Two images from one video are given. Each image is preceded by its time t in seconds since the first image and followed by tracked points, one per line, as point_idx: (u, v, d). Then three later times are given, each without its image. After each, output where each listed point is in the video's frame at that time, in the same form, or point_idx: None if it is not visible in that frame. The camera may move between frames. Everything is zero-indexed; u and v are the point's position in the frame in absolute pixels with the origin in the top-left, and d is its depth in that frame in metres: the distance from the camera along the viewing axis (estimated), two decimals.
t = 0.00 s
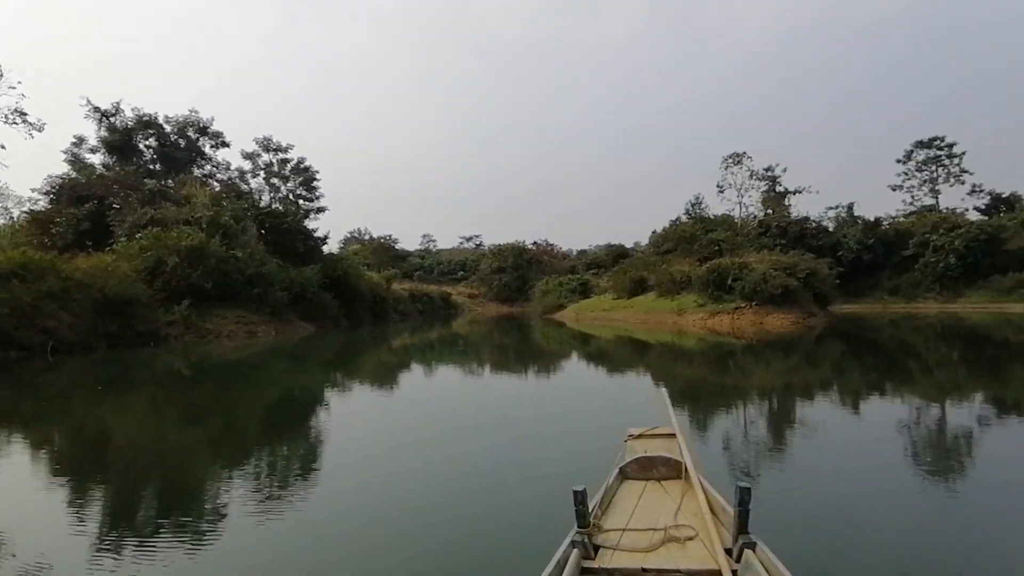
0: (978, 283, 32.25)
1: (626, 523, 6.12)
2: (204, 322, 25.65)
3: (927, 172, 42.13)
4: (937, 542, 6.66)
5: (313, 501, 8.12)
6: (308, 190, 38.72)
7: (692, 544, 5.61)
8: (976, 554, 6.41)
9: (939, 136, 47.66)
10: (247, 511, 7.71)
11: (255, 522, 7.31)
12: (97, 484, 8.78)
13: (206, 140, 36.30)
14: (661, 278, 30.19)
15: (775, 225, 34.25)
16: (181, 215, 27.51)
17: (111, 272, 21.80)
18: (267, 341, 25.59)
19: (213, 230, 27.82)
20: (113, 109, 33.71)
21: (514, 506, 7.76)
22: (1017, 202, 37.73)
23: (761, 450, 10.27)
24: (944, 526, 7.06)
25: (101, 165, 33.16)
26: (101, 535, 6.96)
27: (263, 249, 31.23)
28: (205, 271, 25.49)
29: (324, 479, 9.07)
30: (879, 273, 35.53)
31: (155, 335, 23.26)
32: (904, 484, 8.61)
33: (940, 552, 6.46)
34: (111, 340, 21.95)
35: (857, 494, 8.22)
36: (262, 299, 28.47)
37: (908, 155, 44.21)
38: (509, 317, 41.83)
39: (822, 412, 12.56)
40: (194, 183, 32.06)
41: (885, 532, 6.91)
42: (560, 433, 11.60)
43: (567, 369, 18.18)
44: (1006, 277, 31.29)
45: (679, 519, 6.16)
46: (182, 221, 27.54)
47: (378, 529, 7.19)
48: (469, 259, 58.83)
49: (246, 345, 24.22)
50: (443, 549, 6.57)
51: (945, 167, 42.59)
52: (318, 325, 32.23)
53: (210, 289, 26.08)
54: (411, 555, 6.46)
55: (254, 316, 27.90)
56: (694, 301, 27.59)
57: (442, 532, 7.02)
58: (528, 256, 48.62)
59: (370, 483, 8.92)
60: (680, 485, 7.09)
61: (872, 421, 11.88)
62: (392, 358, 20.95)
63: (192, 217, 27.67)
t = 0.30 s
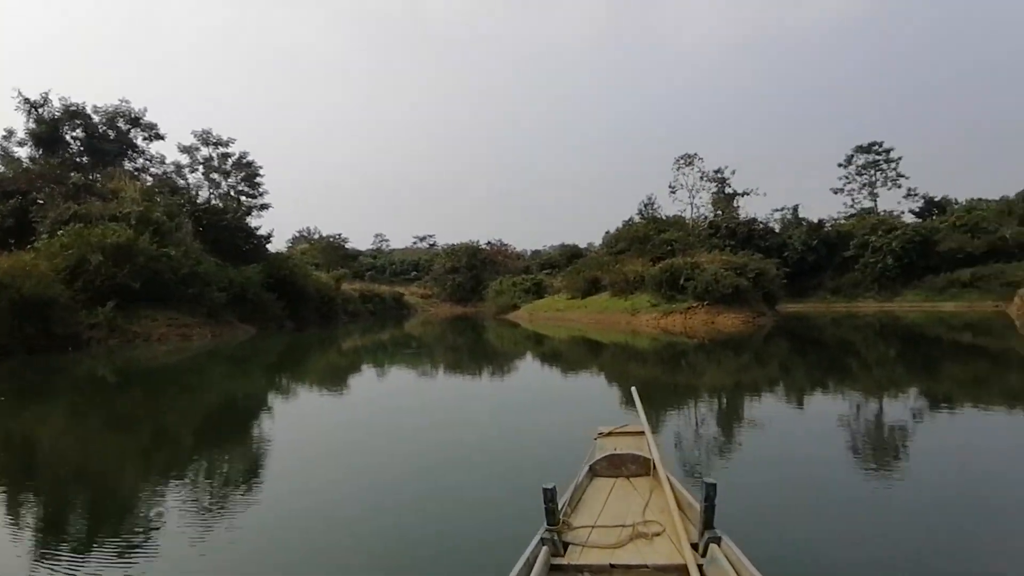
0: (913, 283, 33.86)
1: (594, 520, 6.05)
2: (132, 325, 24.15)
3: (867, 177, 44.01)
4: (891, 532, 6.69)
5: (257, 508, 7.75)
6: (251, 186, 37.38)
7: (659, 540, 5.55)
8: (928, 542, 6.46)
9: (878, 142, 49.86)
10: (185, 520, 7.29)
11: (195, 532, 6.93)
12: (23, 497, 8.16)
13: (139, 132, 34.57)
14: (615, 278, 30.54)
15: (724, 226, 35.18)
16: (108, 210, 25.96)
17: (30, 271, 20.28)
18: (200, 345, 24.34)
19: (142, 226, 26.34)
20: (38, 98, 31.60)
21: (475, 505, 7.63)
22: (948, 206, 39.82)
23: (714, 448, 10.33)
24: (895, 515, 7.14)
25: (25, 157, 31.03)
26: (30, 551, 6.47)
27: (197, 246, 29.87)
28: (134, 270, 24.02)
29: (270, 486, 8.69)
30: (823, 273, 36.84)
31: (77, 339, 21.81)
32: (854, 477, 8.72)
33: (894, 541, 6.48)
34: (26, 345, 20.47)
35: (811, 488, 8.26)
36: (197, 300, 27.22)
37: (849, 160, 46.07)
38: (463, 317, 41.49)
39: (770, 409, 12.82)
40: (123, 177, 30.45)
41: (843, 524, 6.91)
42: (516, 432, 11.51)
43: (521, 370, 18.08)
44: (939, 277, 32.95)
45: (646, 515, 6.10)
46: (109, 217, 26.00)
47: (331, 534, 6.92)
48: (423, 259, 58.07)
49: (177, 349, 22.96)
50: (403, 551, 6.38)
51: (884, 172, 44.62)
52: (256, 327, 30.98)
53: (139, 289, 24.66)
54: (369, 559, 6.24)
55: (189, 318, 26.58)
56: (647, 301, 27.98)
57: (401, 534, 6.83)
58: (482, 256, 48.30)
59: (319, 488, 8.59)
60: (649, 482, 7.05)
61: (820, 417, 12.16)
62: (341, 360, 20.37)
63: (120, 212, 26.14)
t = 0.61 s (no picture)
0: (839, 281, 35.60)
1: (548, 514, 5.95)
2: (35, 323, 22.14)
3: (797, 178, 45.96)
4: (826, 532, 6.85)
5: (183, 517, 7.30)
6: (173, 175, 35.59)
7: (611, 531, 5.49)
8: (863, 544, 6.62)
9: (806, 145, 52.20)
10: (103, 532, 6.77)
11: (115, 544, 6.45)
12: None
13: (49, 116, 32.20)
14: (557, 275, 30.71)
15: (663, 224, 35.97)
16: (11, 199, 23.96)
17: None
18: (110, 347, 22.66)
19: (47, 217, 24.37)
20: None
21: (421, 505, 7.47)
22: (870, 208, 42.06)
23: (654, 444, 10.41)
24: (831, 516, 7.32)
25: None
26: None
27: (109, 239, 28.02)
28: (38, 264, 22.09)
29: (200, 492, 8.24)
30: (756, 271, 38.24)
31: None
32: (789, 472, 8.95)
33: (831, 544, 6.61)
34: None
35: (749, 486, 8.38)
36: (107, 299, 25.37)
37: (779, 162, 48.00)
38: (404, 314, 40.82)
39: (707, 404, 13.08)
40: (29, 163, 28.29)
41: (783, 526, 7.00)
42: (459, 431, 11.36)
43: (463, 368, 17.87)
44: (861, 275, 34.77)
45: (599, 508, 6.04)
46: (12, 206, 24.01)
47: (267, 541, 6.60)
48: (361, 255, 56.84)
49: (82, 352, 21.28)
50: (348, 554, 6.18)
51: (812, 174, 46.68)
52: (175, 326, 29.33)
53: (42, 286, 22.82)
54: (310, 565, 5.99)
55: (97, 317, 24.77)
56: (589, 298, 28.27)
57: (343, 537, 6.60)
58: (423, 253, 47.66)
59: (252, 493, 8.20)
60: (603, 475, 7.00)
61: (756, 411, 12.49)
62: (274, 360, 19.58)
63: (25, 202, 24.13)
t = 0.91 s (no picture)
0: (788, 277, 36.61)
1: (515, 508, 5.81)
2: None
3: (748, 177, 47.04)
4: (782, 521, 6.85)
5: (124, 524, 6.86)
6: (106, 163, 33.94)
7: (577, 525, 5.37)
8: (818, 533, 6.63)
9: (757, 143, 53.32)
10: (36, 541, 6.30)
11: (48, 554, 5.99)
12: None
13: None
14: (513, 270, 30.59)
15: (619, 220, 36.25)
16: None
17: None
18: (39, 345, 21.43)
19: None
20: None
21: (382, 501, 7.27)
22: (817, 207, 43.44)
23: (611, 439, 10.38)
24: (786, 505, 7.35)
25: None
26: None
27: (35, 230, 26.41)
28: None
29: (143, 496, 7.84)
30: (709, 267, 39.02)
31: None
32: (743, 463, 9.03)
33: (789, 534, 6.59)
34: None
35: (704, 477, 8.36)
36: (32, 293, 23.86)
37: (731, 160, 49.06)
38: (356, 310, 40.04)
39: (660, 399, 13.16)
40: None
41: (740, 517, 6.96)
42: (416, 427, 11.15)
43: (417, 364, 17.54)
44: (809, 271, 35.86)
45: (566, 502, 5.92)
46: None
47: (218, 546, 6.28)
48: (313, 249, 55.49)
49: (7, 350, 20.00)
50: (307, 557, 5.93)
51: (763, 173, 47.89)
52: (107, 323, 27.85)
53: None
54: (268, 569, 5.72)
55: (19, 313, 23.20)
56: (546, 294, 28.28)
57: (301, 538, 6.35)
58: (377, 247, 46.82)
59: (198, 496, 7.79)
60: (570, 469, 6.86)
61: (709, 405, 12.62)
62: (218, 358, 18.82)
63: None
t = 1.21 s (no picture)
0: (727, 276, 37.74)
1: (470, 506, 5.67)
2: None
3: (690, 178, 48.19)
4: (728, 526, 6.93)
5: (63, 534, 6.43)
6: (22, 150, 31.62)
7: (532, 522, 5.27)
8: (764, 536, 6.74)
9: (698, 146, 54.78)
10: None
11: None
12: None
13: None
14: (459, 268, 30.32)
15: (565, 219, 36.46)
16: None
17: None
18: None
19: None
20: None
21: (340, 501, 7.15)
22: (755, 208, 44.94)
23: (558, 438, 10.34)
24: (730, 507, 7.44)
25: None
26: None
27: None
28: None
29: (77, 504, 7.36)
30: (653, 266, 39.83)
31: None
32: (689, 461, 9.16)
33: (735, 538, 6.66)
34: None
35: (652, 479, 8.39)
36: None
37: (673, 161, 50.13)
38: (296, 308, 38.88)
39: (606, 397, 13.23)
40: None
41: (689, 521, 7.00)
42: (369, 426, 10.94)
43: (360, 364, 17.10)
44: (748, 271, 37.10)
45: (521, 499, 5.81)
46: None
47: (171, 552, 5.99)
48: (249, 245, 53.53)
49: None
50: (268, 558, 5.77)
51: (704, 174, 49.16)
52: (19, 322, 25.90)
53: None
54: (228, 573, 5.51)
55: None
56: (492, 292, 28.18)
57: (259, 539, 6.15)
58: (318, 243, 45.56)
59: (140, 503, 7.39)
60: (526, 466, 6.74)
61: (653, 402, 12.76)
62: (144, 360, 17.81)
63: None
